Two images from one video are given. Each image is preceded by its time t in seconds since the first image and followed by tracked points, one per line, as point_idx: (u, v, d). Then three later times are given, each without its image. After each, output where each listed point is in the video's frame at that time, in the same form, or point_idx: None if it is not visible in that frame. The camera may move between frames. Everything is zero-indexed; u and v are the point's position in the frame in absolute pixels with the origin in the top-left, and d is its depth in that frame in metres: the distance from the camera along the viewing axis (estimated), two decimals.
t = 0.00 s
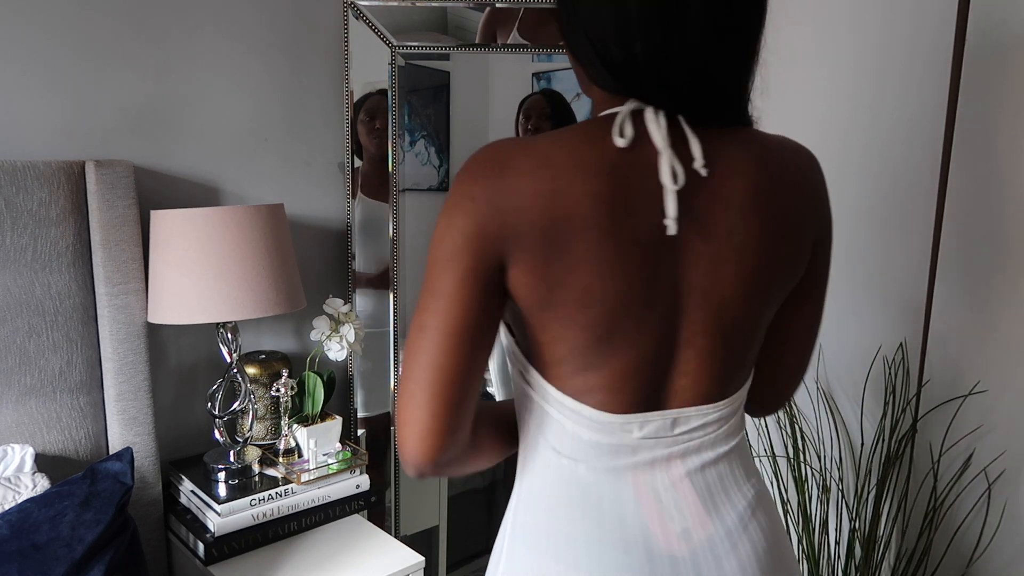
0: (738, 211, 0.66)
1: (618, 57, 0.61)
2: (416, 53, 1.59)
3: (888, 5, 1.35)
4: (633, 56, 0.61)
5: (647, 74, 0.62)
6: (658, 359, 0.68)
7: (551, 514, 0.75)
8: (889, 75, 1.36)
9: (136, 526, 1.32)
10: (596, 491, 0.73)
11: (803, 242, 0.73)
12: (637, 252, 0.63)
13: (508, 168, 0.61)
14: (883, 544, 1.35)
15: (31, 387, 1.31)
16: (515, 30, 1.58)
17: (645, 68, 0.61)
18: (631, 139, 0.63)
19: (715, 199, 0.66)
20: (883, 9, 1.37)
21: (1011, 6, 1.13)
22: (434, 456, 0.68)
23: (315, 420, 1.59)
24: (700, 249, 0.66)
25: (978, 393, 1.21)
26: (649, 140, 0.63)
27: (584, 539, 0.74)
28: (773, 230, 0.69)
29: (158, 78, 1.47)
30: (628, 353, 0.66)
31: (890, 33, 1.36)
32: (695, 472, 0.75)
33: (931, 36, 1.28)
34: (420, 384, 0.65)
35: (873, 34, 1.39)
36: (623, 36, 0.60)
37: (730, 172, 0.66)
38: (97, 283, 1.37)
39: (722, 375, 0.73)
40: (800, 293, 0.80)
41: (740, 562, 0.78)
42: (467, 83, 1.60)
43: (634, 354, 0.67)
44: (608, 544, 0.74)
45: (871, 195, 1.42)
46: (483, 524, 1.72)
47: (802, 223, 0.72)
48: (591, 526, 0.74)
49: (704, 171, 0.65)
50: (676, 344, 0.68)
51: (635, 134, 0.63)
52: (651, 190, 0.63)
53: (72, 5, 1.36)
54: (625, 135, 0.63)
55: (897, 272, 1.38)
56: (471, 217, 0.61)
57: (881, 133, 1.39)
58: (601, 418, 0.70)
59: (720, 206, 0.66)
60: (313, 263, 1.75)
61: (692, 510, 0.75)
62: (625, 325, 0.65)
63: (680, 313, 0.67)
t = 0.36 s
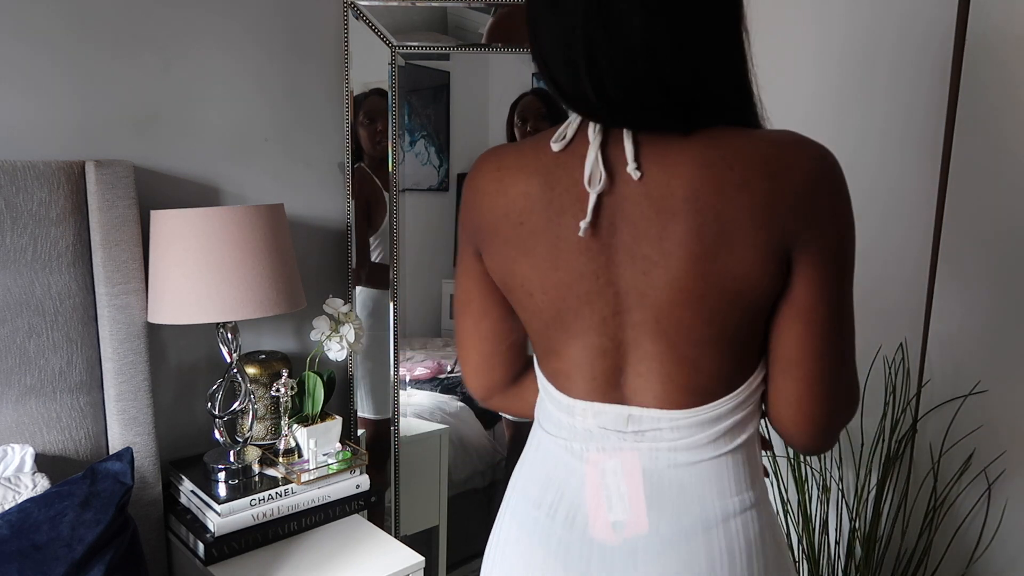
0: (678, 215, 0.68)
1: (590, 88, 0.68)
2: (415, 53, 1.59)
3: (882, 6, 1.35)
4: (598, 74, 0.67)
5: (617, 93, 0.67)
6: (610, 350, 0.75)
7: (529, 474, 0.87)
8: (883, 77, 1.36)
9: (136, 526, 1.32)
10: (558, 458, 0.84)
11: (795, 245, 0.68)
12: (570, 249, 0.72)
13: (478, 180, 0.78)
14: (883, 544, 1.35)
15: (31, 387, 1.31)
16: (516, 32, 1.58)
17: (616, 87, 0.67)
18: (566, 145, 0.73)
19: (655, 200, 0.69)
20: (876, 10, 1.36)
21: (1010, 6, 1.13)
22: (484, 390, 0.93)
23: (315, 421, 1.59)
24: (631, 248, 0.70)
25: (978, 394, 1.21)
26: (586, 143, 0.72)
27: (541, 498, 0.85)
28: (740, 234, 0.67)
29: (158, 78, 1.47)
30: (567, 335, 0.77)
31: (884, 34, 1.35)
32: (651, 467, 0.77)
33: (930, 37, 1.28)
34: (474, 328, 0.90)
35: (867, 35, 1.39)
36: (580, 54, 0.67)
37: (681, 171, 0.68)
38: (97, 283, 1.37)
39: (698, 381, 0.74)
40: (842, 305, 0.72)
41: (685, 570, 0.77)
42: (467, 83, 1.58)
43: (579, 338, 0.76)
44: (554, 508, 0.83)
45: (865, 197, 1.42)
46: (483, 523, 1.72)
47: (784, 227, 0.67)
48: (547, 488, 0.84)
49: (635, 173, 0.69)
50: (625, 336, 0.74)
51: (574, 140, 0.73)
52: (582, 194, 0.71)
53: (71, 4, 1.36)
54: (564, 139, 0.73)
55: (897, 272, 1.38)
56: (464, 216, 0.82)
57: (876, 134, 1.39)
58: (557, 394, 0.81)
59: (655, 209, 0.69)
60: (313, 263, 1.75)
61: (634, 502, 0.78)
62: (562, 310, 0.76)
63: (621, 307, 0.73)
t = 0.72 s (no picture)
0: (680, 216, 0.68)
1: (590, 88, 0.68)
2: (415, 52, 1.59)
3: (882, 6, 1.35)
4: (597, 71, 0.67)
5: (616, 91, 0.67)
6: (611, 350, 0.75)
7: (531, 472, 0.88)
8: (883, 77, 1.36)
9: (136, 526, 1.32)
10: (559, 456, 0.84)
11: (798, 246, 0.68)
12: (573, 249, 0.73)
13: (486, 182, 0.78)
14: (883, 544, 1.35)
15: (31, 387, 1.31)
16: (515, 33, 1.58)
17: (615, 85, 0.67)
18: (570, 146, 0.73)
19: (657, 201, 0.69)
20: (876, 10, 1.36)
21: (1010, 6, 1.13)
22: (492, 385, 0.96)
23: (315, 420, 1.59)
24: (631, 250, 0.70)
25: (978, 394, 1.21)
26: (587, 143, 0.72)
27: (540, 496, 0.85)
28: (742, 235, 0.67)
29: (158, 78, 1.47)
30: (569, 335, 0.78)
31: (883, 34, 1.35)
32: (650, 465, 0.77)
33: (931, 37, 1.28)
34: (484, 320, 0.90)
35: (866, 35, 1.39)
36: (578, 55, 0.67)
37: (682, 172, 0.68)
38: (97, 283, 1.37)
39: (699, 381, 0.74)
40: (844, 306, 0.71)
41: (680, 568, 0.76)
42: (467, 83, 1.58)
43: (581, 337, 0.77)
44: (554, 506, 0.83)
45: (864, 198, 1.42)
46: (482, 523, 1.72)
47: (787, 227, 0.67)
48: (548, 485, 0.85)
49: (638, 175, 0.69)
50: (625, 335, 0.74)
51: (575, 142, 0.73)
52: (584, 196, 0.71)
53: (71, 4, 1.36)
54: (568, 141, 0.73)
55: (898, 270, 1.37)
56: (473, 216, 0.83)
57: (875, 135, 1.39)
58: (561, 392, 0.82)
59: (657, 210, 0.69)
60: (313, 263, 1.75)
61: (632, 499, 0.78)
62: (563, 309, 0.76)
63: (620, 309, 0.73)
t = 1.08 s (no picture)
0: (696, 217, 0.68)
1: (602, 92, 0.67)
2: (415, 52, 1.59)
3: (882, 6, 1.35)
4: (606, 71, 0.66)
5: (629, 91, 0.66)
6: (615, 352, 0.75)
7: (531, 479, 0.86)
8: (881, 78, 1.36)
9: (136, 526, 1.32)
10: (564, 460, 0.83)
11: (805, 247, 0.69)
12: (584, 251, 0.72)
13: (485, 182, 0.76)
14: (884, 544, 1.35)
15: (31, 387, 1.31)
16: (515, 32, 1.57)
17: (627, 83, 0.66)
18: (576, 147, 0.72)
19: (672, 202, 0.69)
20: (876, 11, 1.36)
21: (1011, 6, 1.13)
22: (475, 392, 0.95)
23: (315, 421, 1.59)
24: (645, 252, 0.70)
25: (978, 394, 1.21)
26: (595, 144, 0.72)
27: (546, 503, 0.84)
28: (756, 236, 0.68)
29: (158, 78, 1.47)
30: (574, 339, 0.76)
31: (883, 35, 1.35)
32: (658, 462, 0.78)
33: (931, 37, 1.27)
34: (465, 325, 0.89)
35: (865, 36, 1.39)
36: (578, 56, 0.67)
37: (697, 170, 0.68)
38: (97, 283, 1.37)
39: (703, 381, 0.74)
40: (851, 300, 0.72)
41: (697, 562, 0.76)
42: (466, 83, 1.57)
43: (587, 340, 0.76)
44: (563, 512, 0.82)
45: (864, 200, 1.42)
46: (482, 524, 1.72)
47: (797, 228, 0.68)
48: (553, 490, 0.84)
49: (650, 177, 0.69)
50: (634, 336, 0.74)
51: (580, 143, 0.72)
52: (596, 197, 0.71)
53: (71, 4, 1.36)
54: (574, 143, 0.72)
55: (898, 270, 1.37)
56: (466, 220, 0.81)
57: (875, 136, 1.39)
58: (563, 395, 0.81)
59: (671, 212, 0.69)
60: (313, 263, 1.75)
61: (643, 497, 0.78)
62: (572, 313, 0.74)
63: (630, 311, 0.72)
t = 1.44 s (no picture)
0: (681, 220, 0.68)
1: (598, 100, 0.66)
2: (415, 52, 1.59)
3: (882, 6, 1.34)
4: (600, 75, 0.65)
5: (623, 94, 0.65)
6: (597, 352, 0.75)
7: (513, 480, 0.86)
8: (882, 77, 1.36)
9: (136, 526, 1.32)
10: (546, 459, 0.82)
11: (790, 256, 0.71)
12: (569, 251, 0.71)
13: (472, 180, 0.75)
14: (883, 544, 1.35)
15: (31, 387, 1.31)
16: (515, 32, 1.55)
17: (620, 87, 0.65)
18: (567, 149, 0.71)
19: (661, 211, 0.69)
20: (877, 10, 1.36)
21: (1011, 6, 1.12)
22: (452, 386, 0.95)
23: (315, 421, 1.59)
24: (631, 258, 0.70)
25: (978, 394, 1.21)
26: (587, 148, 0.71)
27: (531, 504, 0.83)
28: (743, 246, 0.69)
29: (158, 78, 1.47)
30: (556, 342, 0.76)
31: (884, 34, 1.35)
32: (642, 458, 0.78)
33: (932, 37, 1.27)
34: (455, 323, 0.88)
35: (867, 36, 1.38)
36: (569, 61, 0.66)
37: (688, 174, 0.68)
38: (97, 283, 1.37)
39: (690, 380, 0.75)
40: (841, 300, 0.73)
41: (686, 554, 0.77)
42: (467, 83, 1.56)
43: (568, 342, 0.76)
44: (550, 512, 0.81)
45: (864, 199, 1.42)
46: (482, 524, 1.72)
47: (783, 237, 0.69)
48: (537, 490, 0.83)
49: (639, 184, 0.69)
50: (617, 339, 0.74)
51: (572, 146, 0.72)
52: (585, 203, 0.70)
53: (72, 5, 1.36)
54: (565, 144, 0.72)
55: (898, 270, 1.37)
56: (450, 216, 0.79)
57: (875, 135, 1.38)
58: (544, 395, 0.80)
59: (658, 221, 0.69)
60: (314, 264, 1.75)
61: (630, 494, 0.78)
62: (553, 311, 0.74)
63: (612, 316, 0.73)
